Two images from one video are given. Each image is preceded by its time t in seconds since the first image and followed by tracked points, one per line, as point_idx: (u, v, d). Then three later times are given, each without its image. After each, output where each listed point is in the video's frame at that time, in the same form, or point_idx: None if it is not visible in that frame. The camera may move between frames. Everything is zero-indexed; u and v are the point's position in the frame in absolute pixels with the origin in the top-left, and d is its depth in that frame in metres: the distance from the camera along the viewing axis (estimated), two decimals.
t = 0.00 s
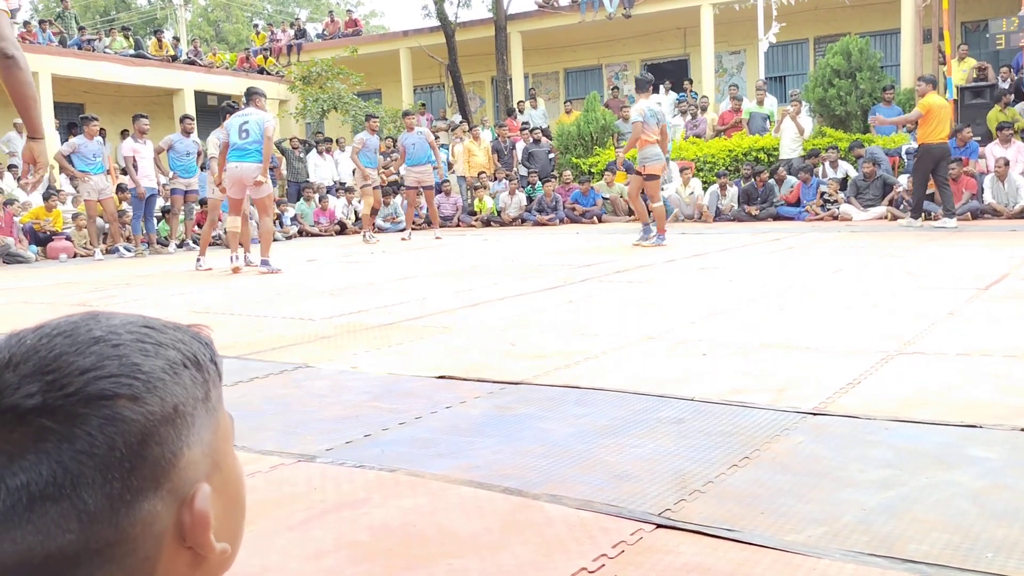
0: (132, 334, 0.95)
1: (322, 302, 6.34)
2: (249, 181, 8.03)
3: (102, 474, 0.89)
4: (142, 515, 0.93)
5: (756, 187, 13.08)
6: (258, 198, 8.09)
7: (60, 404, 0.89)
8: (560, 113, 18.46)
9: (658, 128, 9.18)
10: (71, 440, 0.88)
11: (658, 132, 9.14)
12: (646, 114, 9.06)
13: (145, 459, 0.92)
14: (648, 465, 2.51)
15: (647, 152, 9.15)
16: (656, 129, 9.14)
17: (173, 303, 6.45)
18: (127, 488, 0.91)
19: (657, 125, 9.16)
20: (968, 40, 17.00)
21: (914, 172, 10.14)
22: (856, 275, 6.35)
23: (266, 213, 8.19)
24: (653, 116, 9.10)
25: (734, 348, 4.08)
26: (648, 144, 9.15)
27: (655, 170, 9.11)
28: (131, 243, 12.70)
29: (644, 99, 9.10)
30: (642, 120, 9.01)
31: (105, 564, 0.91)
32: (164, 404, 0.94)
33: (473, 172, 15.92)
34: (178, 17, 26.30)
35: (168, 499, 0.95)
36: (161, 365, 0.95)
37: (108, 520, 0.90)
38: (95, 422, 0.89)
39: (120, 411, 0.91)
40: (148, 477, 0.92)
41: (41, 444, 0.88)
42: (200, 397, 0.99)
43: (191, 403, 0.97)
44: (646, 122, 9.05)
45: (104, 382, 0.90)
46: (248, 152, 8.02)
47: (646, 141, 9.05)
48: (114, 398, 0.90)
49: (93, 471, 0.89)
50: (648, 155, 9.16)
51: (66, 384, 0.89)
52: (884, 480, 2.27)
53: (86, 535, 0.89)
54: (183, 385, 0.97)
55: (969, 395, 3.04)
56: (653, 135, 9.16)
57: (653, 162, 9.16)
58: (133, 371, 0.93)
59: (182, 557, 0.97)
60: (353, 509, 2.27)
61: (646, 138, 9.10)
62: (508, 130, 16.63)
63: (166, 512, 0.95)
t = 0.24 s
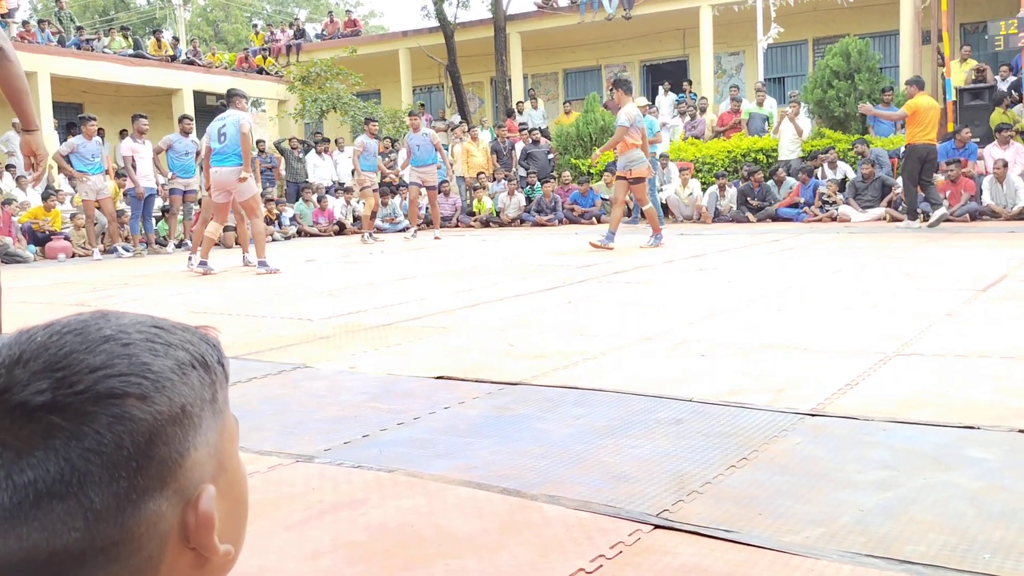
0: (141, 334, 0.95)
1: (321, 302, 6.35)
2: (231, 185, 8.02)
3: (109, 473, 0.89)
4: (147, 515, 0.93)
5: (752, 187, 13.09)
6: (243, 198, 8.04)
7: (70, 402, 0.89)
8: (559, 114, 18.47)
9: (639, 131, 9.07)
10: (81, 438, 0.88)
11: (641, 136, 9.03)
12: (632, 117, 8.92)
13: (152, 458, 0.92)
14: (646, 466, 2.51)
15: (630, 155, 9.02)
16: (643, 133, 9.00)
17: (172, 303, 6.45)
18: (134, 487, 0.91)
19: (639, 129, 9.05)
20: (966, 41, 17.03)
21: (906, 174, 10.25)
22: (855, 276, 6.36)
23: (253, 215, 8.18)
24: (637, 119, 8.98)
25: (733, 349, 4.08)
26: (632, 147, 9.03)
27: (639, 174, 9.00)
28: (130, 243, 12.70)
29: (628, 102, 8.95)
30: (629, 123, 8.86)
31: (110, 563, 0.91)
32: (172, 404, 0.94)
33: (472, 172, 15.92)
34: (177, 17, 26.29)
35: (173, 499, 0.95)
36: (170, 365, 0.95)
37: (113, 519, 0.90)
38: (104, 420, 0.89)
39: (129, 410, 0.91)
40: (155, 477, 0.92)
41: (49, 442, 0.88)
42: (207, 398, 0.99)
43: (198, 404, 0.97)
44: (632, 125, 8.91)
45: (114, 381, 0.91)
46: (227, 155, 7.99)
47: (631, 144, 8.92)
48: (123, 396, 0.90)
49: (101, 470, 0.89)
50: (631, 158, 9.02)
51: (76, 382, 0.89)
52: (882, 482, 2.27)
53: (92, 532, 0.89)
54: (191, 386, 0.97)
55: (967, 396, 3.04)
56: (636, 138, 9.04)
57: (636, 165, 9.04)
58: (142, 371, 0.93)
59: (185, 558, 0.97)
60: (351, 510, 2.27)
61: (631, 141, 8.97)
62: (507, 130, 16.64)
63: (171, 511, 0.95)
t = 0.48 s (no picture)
0: (149, 335, 0.95)
1: (319, 303, 6.35)
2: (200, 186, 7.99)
3: (116, 472, 0.89)
4: (152, 515, 0.93)
5: (747, 188, 13.08)
6: (214, 200, 8.00)
7: (78, 401, 0.89)
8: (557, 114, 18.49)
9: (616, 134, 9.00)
10: (88, 437, 0.88)
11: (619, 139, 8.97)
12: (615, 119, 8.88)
13: (158, 458, 0.92)
14: (643, 466, 2.51)
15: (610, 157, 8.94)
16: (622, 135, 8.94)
17: (170, 303, 6.44)
18: (139, 488, 0.91)
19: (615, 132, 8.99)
20: (964, 43, 17.07)
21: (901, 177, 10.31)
22: (853, 277, 6.36)
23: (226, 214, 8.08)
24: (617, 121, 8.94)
25: (731, 350, 4.08)
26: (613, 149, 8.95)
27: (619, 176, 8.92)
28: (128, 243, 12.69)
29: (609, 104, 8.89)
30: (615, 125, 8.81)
31: (113, 562, 0.91)
32: (178, 405, 0.94)
33: (470, 173, 15.94)
34: (176, 17, 26.28)
35: (177, 500, 0.95)
36: (177, 367, 0.95)
37: (119, 519, 0.90)
38: (112, 420, 0.89)
39: (137, 411, 0.91)
40: (160, 478, 0.92)
41: (56, 440, 0.88)
42: (214, 399, 0.99)
43: (204, 405, 0.97)
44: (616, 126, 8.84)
45: (122, 381, 0.90)
46: (194, 156, 7.97)
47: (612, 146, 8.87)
48: (132, 397, 0.91)
49: (107, 469, 0.89)
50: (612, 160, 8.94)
51: (85, 381, 0.89)
52: (880, 483, 2.27)
53: (97, 531, 0.89)
54: (198, 387, 0.97)
55: (963, 397, 3.05)
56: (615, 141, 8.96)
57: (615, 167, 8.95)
58: (149, 370, 0.92)
59: (187, 559, 0.97)
60: (348, 510, 2.28)
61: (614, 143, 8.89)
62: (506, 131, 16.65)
63: (174, 513, 0.95)
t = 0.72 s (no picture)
0: (153, 336, 0.96)
1: (318, 303, 6.35)
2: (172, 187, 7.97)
3: (120, 470, 0.90)
4: (153, 513, 0.93)
5: (745, 190, 13.09)
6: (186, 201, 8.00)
7: (83, 399, 0.89)
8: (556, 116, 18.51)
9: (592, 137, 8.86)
10: (93, 435, 0.89)
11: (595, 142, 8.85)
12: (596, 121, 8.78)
13: (161, 457, 0.93)
14: (641, 468, 2.51)
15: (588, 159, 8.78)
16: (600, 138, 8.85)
17: (168, 303, 6.44)
18: (142, 486, 0.91)
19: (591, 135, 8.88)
20: (963, 46, 17.10)
21: (898, 180, 10.34)
22: (851, 279, 6.37)
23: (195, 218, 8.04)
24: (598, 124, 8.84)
25: (729, 352, 4.09)
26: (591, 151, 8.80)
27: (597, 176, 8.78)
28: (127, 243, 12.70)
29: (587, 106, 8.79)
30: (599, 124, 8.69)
31: (115, 560, 0.92)
32: (182, 403, 0.95)
33: (469, 174, 15.96)
34: (175, 17, 26.29)
35: (178, 499, 0.95)
36: (181, 367, 0.96)
37: (121, 517, 0.91)
38: (115, 418, 0.90)
39: (140, 408, 0.91)
40: (163, 476, 0.93)
41: (62, 437, 0.88)
42: (215, 399, 1.00)
43: (206, 405, 0.98)
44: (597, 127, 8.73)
45: (127, 379, 0.91)
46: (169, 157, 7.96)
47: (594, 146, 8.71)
48: (136, 395, 0.91)
49: (111, 467, 0.90)
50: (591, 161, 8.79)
51: (90, 378, 0.90)
52: (877, 485, 2.27)
53: (99, 529, 0.90)
54: (200, 387, 0.98)
55: (961, 399, 3.05)
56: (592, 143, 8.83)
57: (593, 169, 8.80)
58: (153, 370, 0.93)
59: (187, 558, 0.98)
60: (346, 511, 2.28)
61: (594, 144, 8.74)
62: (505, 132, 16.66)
63: (175, 512, 0.95)
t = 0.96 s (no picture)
0: (159, 336, 0.97)
1: (317, 304, 6.35)
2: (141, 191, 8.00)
3: (125, 470, 0.90)
4: (159, 513, 0.93)
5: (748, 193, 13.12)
6: (151, 207, 8.00)
7: (90, 397, 0.90)
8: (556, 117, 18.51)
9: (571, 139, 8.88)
10: (100, 434, 0.90)
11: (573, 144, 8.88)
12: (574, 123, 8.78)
13: (167, 457, 0.93)
14: (641, 469, 2.51)
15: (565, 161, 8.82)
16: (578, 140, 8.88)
17: (168, 304, 6.45)
18: (147, 485, 0.92)
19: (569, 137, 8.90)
20: (964, 48, 17.10)
21: (898, 179, 10.53)
22: (851, 282, 6.36)
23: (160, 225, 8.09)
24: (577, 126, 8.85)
25: (729, 353, 4.09)
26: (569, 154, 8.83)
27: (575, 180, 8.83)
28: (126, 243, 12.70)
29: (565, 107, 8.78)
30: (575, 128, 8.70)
31: (121, 561, 0.92)
32: (187, 404, 0.95)
33: (469, 175, 15.97)
34: (176, 18, 26.30)
35: (184, 499, 0.96)
36: (186, 367, 0.97)
37: (127, 517, 0.91)
38: (122, 417, 0.91)
39: (146, 408, 0.92)
40: (169, 476, 0.93)
41: (68, 437, 0.89)
42: (220, 400, 1.01)
43: (211, 406, 0.99)
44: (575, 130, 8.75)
45: (134, 378, 0.92)
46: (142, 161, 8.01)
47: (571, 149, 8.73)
48: (143, 394, 0.92)
49: (118, 465, 0.90)
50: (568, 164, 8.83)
51: (97, 378, 0.91)
52: (876, 487, 2.27)
53: (105, 528, 0.90)
54: (205, 388, 0.98)
55: (961, 401, 3.05)
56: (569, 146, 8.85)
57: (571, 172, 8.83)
58: (159, 370, 0.94)
59: (190, 559, 0.98)
60: (346, 512, 2.28)
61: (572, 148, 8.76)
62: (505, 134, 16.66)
63: (180, 512, 0.96)
